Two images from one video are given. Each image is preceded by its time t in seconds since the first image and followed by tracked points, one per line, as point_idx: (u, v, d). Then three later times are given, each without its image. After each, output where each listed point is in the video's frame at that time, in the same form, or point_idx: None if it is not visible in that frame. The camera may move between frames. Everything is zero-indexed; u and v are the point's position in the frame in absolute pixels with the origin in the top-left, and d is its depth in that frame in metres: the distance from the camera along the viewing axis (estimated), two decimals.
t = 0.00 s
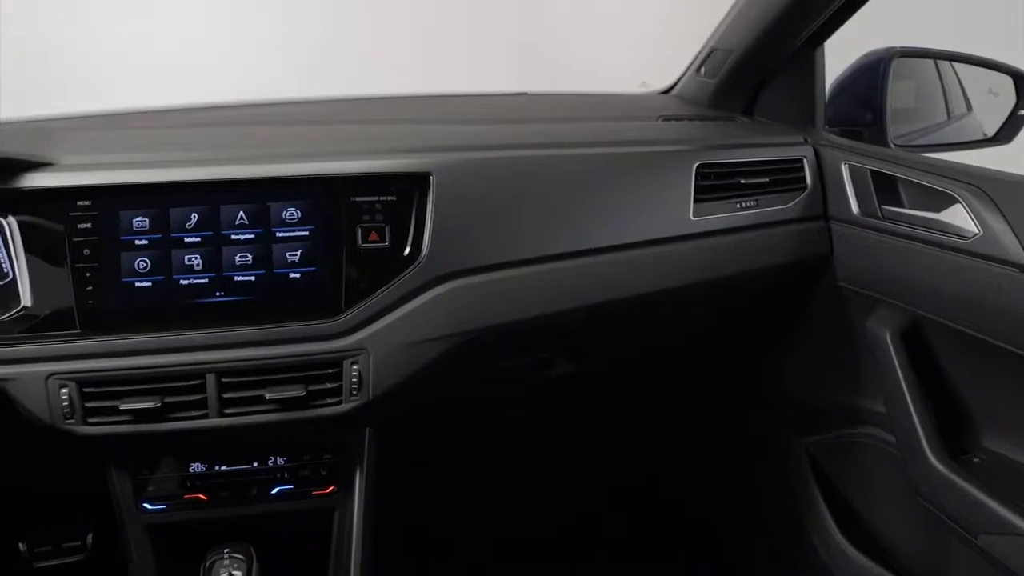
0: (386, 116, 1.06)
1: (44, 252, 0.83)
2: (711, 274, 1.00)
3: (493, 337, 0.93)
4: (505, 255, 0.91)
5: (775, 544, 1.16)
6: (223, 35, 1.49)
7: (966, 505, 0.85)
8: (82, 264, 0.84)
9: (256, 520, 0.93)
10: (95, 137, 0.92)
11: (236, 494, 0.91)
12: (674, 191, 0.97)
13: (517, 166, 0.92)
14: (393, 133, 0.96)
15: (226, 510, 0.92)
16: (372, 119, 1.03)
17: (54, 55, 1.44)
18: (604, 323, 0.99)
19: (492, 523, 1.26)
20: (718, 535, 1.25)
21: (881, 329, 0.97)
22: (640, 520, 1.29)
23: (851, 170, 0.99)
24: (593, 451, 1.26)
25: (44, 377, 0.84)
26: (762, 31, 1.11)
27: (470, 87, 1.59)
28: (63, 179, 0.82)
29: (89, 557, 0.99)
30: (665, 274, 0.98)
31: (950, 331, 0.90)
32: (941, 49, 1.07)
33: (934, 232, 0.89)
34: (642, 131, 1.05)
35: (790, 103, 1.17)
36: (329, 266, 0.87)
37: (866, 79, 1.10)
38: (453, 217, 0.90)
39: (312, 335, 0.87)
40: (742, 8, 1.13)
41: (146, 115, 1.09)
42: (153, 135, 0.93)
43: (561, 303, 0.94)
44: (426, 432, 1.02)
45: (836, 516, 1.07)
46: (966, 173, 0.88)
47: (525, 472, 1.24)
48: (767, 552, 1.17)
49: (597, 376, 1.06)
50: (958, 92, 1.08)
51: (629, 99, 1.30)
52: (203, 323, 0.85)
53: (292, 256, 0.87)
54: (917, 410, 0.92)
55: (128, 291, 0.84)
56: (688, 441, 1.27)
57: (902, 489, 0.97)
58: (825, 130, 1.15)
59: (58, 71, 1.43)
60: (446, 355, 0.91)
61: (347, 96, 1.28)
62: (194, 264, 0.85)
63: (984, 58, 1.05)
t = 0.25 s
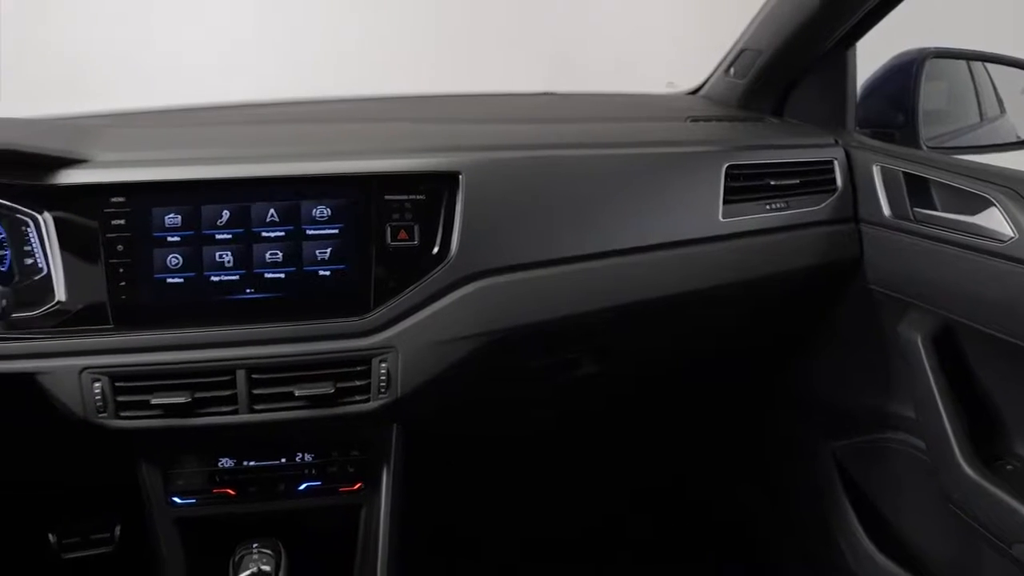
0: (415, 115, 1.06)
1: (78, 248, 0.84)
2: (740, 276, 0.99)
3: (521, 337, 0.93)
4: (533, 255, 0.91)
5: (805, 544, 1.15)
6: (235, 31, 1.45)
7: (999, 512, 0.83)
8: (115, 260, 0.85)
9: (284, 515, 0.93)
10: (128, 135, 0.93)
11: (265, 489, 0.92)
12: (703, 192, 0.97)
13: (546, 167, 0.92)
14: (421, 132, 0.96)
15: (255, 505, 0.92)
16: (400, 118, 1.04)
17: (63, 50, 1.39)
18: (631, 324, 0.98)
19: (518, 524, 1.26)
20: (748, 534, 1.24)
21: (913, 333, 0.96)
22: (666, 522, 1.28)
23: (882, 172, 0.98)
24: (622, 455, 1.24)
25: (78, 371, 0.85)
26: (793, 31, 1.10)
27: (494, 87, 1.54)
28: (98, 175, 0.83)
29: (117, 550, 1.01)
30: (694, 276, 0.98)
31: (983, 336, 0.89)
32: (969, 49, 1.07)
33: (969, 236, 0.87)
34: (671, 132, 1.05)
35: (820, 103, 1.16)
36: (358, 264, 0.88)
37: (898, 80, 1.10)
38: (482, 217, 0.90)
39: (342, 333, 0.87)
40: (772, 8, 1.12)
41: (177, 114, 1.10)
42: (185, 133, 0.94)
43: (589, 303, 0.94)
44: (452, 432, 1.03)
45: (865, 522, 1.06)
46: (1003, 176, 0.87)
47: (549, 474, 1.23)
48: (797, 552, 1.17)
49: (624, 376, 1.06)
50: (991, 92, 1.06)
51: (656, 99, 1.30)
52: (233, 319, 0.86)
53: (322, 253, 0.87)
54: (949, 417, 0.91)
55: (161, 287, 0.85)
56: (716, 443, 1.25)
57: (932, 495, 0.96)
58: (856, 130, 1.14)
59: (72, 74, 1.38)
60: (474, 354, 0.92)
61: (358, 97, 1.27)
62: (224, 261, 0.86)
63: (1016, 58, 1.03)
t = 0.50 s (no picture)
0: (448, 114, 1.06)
1: (119, 243, 0.85)
2: (776, 278, 0.98)
3: (554, 337, 0.93)
4: (567, 255, 0.91)
5: (836, 547, 1.14)
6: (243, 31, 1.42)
7: None
8: (155, 255, 0.86)
9: (316, 511, 0.94)
10: (167, 132, 0.94)
11: (298, 485, 0.93)
12: (739, 193, 0.96)
13: (581, 167, 0.92)
14: (456, 131, 0.96)
15: (288, 500, 0.93)
16: (434, 116, 1.04)
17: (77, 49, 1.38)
18: (666, 325, 0.98)
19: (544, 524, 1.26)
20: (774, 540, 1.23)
21: (951, 339, 0.95)
22: (693, 522, 1.27)
23: (922, 174, 0.97)
24: (652, 454, 1.24)
25: (117, 365, 0.86)
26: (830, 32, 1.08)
27: (511, 86, 1.49)
28: (139, 172, 0.84)
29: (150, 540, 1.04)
30: (730, 278, 0.97)
31: None
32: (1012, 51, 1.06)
33: (1013, 241, 0.86)
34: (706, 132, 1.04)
35: (859, 104, 1.15)
36: (393, 262, 0.88)
37: (939, 81, 1.08)
38: (516, 216, 0.90)
39: (376, 330, 0.88)
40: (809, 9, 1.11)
41: (212, 111, 1.11)
42: (222, 130, 0.95)
43: (623, 303, 0.94)
44: (482, 432, 1.03)
45: (898, 529, 1.05)
46: None
47: (575, 474, 1.23)
48: (828, 555, 1.15)
49: (656, 378, 1.05)
50: None
51: (689, 100, 1.29)
52: (270, 315, 0.87)
53: (358, 251, 0.88)
54: (989, 425, 0.91)
55: (198, 283, 0.86)
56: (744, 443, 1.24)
57: (967, 503, 0.96)
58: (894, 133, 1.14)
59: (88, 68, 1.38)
60: (507, 354, 0.92)
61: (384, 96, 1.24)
62: (261, 257, 0.87)
63: None
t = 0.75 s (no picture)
0: (487, 113, 1.06)
1: (166, 238, 0.86)
2: (820, 282, 0.97)
3: (594, 338, 0.93)
4: (608, 256, 0.91)
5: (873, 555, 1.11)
6: (263, 32, 1.43)
7: None
8: (200, 250, 0.87)
9: (356, 506, 0.95)
10: (212, 129, 0.96)
11: (337, 479, 0.94)
12: (782, 195, 0.95)
13: (622, 167, 0.91)
14: (496, 130, 0.96)
15: (327, 494, 0.94)
16: (474, 115, 1.04)
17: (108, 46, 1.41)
18: (706, 328, 0.97)
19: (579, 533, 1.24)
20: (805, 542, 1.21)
21: (999, 346, 0.93)
22: (727, 530, 1.26)
23: (968, 178, 0.96)
24: (688, 455, 1.23)
25: (162, 357, 0.87)
26: (875, 33, 1.07)
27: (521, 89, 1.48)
28: (187, 168, 0.86)
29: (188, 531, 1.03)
30: (773, 281, 0.96)
31: None
32: None
33: None
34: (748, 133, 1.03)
35: (903, 107, 1.13)
36: (435, 260, 0.89)
37: (987, 82, 1.06)
38: (558, 216, 0.90)
39: (417, 328, 0.88)
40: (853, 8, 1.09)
41: (254, 109, 1.13)
42: (266, 127, 0.96)
43: (664, 305, 0.93)
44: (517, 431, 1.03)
45: (942, 544, 1.02)
46: None
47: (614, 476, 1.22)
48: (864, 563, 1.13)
49: (695, 380, 1.05)
50: None
51: (729, 100, 1.28)
52: (312, 311, 0.88)
53: (399, 249, 0.88)
54: None
55: (242, 278, 0.88)
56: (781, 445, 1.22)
57: (1016, 515, 0.93)
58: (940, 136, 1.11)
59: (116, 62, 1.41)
60: (547, 354, 0.91)
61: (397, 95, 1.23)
62: (304, 254, 0.88)
63: None
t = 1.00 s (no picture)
0: (535, 113, 1.06)
1: (220, 233, 0.88)
2: (873, 287, 0.95)
3: (643, 340, 0.92)
4: (658, 257, 0.90)
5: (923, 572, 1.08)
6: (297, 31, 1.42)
7: None
8: (253, 245, 0.88)
9: (401, 502, 0.95)
10: (265, 125, 0.97)
11: (383, 475, 0.94)
12: (836, 198, 0.94)
13: (673, 168, 0.91)
14: (545, 129, 0.96)
15: (372, 489, 0.95)
16: (522, 115, 1.04)
17: (146, 46, 1.43)
18: (755, 331, 0.96)
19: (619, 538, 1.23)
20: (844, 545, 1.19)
21: None
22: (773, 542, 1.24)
23: None
24: (725, 459, 1.23)
25: (214, 350, 0.89)
26: (933, 34, 1.05)
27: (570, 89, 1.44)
28: (241, 164, 0.87)
29: (231, 522, 1.05)
30: (825, 285, 0.94)
31: None
32: None
33: None
34: (801, 134, 1.02)
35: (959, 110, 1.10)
36: (484, 259, 0.89)
37: None
38: (608, 216, 0.89)
39: (465, 326, 0.89)
40: (912, 8, 1.07)
41: (304, 106, 1.14)
42: (318, 125, 0.97)
43: (714, 308, 0.92)
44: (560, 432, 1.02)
45: (994, 557, 1.00)
46: None
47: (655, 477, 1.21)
48: None
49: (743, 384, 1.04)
50: None
51: (779, 101, 1.26)
52: (362, 307, 0.88)
53: (449, 247, 0.89)
54: None
55: (293, 273, 0.89)
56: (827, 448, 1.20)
57: None
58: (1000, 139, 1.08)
59: (156, 55, 1.42)
60: (595, 355, 0.91)
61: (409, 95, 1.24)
62: (354, 250, 0.89)
63: None
